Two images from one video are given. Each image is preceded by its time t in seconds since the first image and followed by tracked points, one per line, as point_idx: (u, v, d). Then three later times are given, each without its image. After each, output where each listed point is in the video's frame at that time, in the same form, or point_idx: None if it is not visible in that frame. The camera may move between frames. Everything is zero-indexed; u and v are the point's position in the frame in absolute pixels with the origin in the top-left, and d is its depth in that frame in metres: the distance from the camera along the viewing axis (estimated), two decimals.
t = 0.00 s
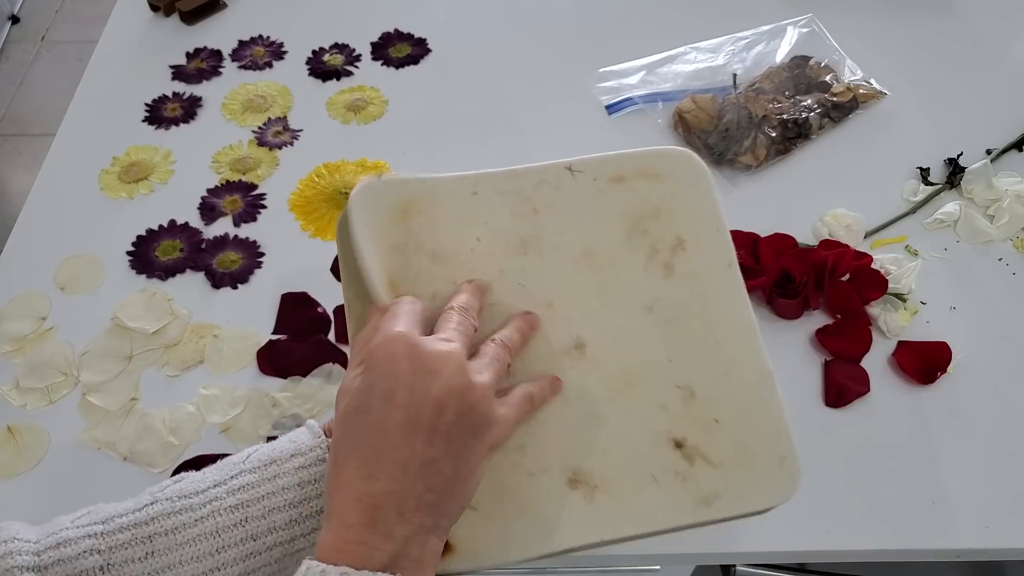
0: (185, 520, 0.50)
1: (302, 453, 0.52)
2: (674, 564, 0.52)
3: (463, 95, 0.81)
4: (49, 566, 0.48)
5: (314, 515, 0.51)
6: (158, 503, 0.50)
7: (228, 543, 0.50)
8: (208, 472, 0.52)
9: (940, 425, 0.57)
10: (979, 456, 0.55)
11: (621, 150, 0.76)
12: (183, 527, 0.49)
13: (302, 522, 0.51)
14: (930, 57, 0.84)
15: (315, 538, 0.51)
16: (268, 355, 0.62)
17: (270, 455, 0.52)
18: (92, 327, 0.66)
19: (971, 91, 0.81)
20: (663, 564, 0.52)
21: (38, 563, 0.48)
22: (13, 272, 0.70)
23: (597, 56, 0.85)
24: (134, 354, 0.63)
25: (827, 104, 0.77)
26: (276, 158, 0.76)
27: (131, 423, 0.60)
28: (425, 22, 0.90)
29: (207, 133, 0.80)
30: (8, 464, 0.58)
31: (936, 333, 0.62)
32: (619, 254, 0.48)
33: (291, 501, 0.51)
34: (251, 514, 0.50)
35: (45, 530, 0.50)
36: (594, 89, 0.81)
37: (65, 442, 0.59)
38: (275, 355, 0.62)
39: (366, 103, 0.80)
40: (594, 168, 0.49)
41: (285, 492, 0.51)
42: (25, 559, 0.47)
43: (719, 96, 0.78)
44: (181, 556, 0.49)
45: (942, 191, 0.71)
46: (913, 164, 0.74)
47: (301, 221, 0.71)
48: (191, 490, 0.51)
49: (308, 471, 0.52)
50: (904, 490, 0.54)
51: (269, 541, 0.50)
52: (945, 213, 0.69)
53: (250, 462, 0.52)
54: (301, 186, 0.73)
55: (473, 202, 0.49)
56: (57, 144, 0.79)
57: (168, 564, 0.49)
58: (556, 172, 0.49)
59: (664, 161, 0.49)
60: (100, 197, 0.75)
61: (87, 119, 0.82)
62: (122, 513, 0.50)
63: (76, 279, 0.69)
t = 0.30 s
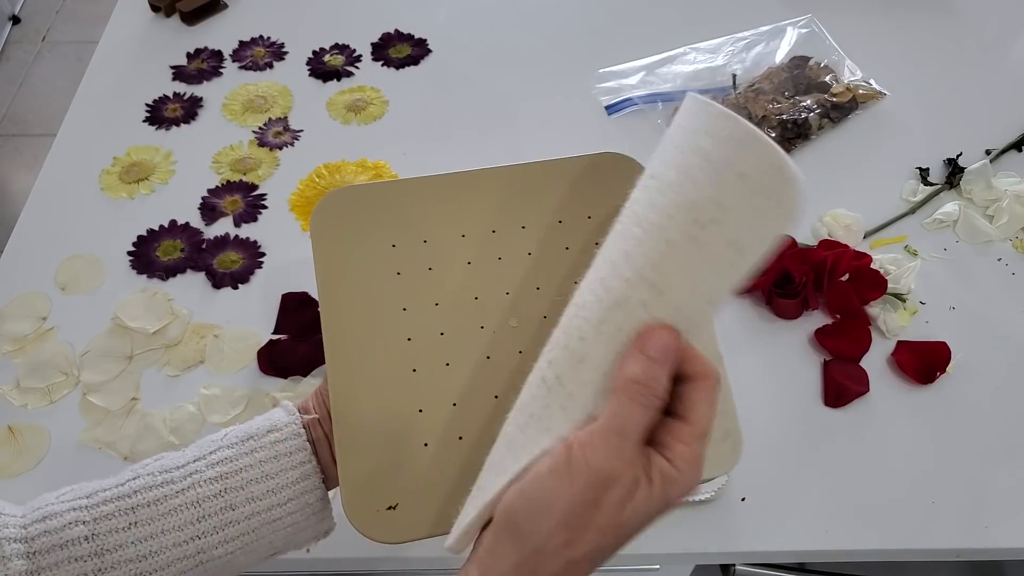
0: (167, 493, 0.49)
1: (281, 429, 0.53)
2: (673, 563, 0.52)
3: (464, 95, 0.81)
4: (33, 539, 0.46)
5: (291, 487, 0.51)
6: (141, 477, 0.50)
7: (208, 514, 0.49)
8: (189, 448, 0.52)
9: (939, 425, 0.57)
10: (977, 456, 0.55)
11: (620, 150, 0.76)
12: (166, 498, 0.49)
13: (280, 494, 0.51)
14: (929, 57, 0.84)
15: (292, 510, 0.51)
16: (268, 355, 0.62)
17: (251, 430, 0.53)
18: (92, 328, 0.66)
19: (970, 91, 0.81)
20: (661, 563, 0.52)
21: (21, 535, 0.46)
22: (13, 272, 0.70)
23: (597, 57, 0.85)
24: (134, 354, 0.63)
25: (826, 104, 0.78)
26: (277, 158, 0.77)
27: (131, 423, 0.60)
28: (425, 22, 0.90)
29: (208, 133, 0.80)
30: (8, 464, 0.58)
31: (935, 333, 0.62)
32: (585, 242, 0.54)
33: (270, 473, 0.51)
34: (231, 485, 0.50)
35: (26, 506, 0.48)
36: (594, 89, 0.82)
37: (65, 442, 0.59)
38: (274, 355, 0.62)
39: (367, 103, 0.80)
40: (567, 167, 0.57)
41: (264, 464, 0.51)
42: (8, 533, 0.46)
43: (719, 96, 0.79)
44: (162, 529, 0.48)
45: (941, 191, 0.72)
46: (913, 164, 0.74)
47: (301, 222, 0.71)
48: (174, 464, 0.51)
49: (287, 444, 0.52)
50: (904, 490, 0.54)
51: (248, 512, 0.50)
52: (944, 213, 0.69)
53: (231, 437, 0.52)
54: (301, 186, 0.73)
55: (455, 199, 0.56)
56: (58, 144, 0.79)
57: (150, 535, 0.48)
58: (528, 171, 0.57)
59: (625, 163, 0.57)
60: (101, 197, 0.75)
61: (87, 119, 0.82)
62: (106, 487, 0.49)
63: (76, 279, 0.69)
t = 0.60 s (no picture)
0: (149, 486, 0.49)
1: (264, 422, 0.52)
2: (673, 563, 0.52)
3: (464, 95, 0.82)
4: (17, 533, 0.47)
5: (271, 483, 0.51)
6: (126, 472, 0.50)
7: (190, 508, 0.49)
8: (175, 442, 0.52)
9: (939, 425, 0.57)
10: (976, 456, 0.55)
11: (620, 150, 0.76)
12: (148, 491, 0.49)
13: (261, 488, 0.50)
14: (929, 57, 0.84)
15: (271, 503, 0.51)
16: (268, 356, 0.62)
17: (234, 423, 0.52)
18: (92, 328, 0.66)
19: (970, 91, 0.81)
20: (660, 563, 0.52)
21: (5, 526, 0.47)
22: (13, 272, 0.70)
23: (596, 57, 0.85)
24: (134, 354, 0.63)
25: (826, 104, 0.77)
26: (277, 158, 0.77)
27: (131, 423, 0.60)
28: (425, 22, 0.90)
29: (208, 133, 0.80)
30: (8, 464, 0.58)
31: (935, 333, 0.62)
32: (565, 238, 0.50)
33: (249, 467, 0.51)
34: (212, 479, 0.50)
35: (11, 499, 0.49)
36: (594, 89, 0.82)
37: (65, 441, 0.59)
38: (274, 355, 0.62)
39: (367, 103, 0.80)
40: (546, 160, 0.52)
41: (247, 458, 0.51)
42: None
43: (719, 96, 0.79)
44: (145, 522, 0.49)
45: (941, 191, 0.72)
46: (912, 165, 0.74)
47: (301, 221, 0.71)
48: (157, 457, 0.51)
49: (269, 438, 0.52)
50: (904, 490, 0.54)
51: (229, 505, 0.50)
52: (944, 213, 0.69)
53: (214, 431, 0.52)
54: (301, 186, 0.73)
55: (433, 190, 0.51)
56: (58, 144, 0.79)
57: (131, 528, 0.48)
58: (510, 161, 0.52)
59: (608, 158, 0.52)
60: (101, 197, 0.75)
61: (87, 120, 0.82)
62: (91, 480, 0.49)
63: (76, 279, 0.69)
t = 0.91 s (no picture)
0: (104, 444, 0.45)
1: (222, 373, 0.49)
2: (673, 563, 0.52)
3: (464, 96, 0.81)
4: None
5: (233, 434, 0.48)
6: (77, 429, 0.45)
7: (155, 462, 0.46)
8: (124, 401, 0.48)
9: (939, 425, 0.57)
10: (976, 456, 0.55)
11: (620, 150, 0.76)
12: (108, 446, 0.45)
13: (226, 438, 0.48)
14: (928, 57, 0.84)
15: (234, 453, 0.48)
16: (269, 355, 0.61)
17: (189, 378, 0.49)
18: (92, 327, 0.66)
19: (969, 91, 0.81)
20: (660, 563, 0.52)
21: None
22: (13, 272, 0.70)
23: (597, 57, 0.85)
24: (134, 354, 0.63)
25: (826, 104, 0.77)
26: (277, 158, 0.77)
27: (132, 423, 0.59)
28: (425, 22, 0.90)
29: (208, 133, 0.80)
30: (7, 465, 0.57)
31: (935, 333, 0.62)
32: (524, 184, 0.45)
33: (212, 417, 0.48)
34: (174, 432, 0.47)
35: None
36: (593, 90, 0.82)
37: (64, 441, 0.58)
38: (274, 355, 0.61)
39: (367, 103, 0.80)
40: (507, 102, 0.45)
41: (208, 410, 0.48)
42: None
43: (719, 96, 0.79)
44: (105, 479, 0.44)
45: (941, 191, 0.72)
46: (912, 165, 0.74)
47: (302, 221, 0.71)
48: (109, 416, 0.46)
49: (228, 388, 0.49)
50: (904, 491, 0.54)
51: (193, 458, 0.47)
52: (944, 213, 0.69)
53: (169, 385, 0.48)
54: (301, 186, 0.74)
55: (392, 139, 0.45)
56: (57, 144, 0.79)
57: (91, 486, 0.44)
58: (467, 106, 0.45)
59: (572, 100, 0.46)
60: (100, 197, 0.75)
61: (87, 119, 0.82)
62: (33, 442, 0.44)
63: (76, 279, 0.69)
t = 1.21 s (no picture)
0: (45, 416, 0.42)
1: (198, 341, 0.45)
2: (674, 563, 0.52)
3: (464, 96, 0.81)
4: None
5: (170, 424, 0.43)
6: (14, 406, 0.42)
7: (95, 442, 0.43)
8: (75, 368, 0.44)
9: (939, 425, 0.57)
10: (976, 456, 0.55)
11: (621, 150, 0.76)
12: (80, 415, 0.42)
13: (164, 435, 0.44)
14: (928, 57, 0.84)
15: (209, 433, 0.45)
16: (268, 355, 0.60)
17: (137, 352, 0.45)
18: (92, 327, 0.65)
19: (969, 91, 0.81)
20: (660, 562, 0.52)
21: None
22: (13, 272, 0.70)
23: (596, 57, 0.85)
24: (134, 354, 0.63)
25: (826, 104, 0.77)
26: (277, 158, 0.77)
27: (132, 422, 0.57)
28: (425, 22, 0.90)
29: (208, 133, 0.80)
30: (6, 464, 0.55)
31: (935, 333, 0.62)
32: (571, 191, 0.49)
33: (185, 390, 0.44)
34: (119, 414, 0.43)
35: None
36: (593, 90, 0.82)
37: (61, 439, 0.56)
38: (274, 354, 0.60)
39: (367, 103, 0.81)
40: (574, 130, 0.50)
41: (149, 391, 0.43)
42: None
43: (719, 96, 0.79)
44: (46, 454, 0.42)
45: (941, 191, 0.72)
46: (912, 165, 0.74)
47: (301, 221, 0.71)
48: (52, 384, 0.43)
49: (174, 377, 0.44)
50: (903, 491, 0.54)
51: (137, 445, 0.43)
52: (944, 213, 0.69)
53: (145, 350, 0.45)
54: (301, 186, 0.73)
55: (465, 131, 0.49)
56: (57, 145, 0.79)
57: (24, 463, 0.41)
58: (538, 123, 0.50)
59: (628, 143, 0.50)
60: (100, 197, 0.75)
61: (86, 119, 0.82)
62: None
63: (76, 279, 0.68)
